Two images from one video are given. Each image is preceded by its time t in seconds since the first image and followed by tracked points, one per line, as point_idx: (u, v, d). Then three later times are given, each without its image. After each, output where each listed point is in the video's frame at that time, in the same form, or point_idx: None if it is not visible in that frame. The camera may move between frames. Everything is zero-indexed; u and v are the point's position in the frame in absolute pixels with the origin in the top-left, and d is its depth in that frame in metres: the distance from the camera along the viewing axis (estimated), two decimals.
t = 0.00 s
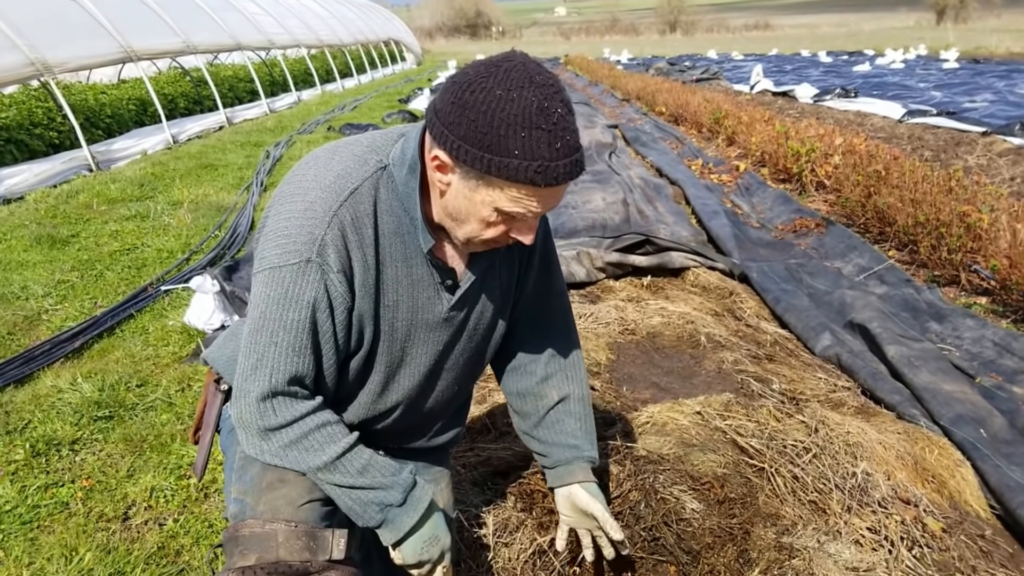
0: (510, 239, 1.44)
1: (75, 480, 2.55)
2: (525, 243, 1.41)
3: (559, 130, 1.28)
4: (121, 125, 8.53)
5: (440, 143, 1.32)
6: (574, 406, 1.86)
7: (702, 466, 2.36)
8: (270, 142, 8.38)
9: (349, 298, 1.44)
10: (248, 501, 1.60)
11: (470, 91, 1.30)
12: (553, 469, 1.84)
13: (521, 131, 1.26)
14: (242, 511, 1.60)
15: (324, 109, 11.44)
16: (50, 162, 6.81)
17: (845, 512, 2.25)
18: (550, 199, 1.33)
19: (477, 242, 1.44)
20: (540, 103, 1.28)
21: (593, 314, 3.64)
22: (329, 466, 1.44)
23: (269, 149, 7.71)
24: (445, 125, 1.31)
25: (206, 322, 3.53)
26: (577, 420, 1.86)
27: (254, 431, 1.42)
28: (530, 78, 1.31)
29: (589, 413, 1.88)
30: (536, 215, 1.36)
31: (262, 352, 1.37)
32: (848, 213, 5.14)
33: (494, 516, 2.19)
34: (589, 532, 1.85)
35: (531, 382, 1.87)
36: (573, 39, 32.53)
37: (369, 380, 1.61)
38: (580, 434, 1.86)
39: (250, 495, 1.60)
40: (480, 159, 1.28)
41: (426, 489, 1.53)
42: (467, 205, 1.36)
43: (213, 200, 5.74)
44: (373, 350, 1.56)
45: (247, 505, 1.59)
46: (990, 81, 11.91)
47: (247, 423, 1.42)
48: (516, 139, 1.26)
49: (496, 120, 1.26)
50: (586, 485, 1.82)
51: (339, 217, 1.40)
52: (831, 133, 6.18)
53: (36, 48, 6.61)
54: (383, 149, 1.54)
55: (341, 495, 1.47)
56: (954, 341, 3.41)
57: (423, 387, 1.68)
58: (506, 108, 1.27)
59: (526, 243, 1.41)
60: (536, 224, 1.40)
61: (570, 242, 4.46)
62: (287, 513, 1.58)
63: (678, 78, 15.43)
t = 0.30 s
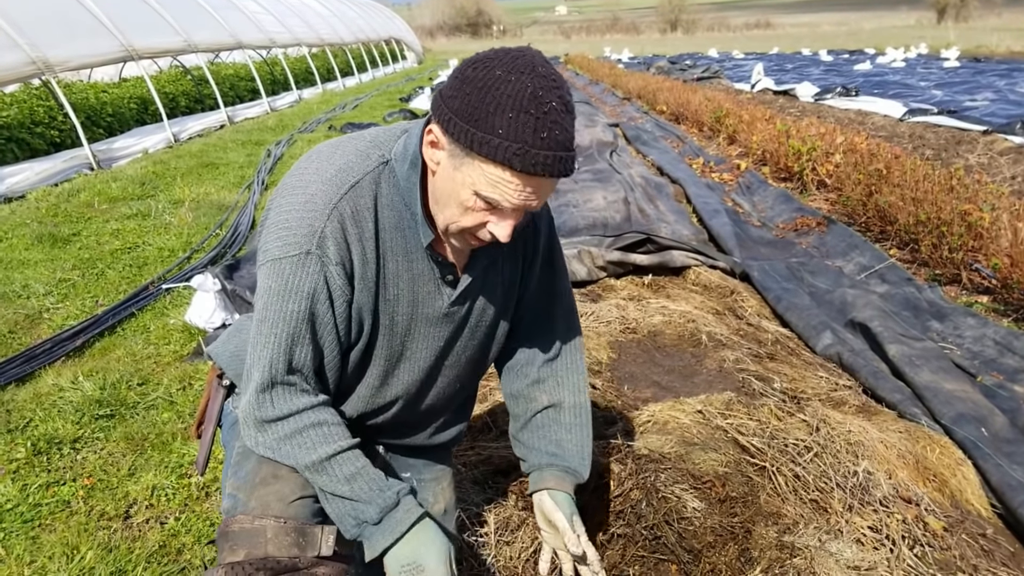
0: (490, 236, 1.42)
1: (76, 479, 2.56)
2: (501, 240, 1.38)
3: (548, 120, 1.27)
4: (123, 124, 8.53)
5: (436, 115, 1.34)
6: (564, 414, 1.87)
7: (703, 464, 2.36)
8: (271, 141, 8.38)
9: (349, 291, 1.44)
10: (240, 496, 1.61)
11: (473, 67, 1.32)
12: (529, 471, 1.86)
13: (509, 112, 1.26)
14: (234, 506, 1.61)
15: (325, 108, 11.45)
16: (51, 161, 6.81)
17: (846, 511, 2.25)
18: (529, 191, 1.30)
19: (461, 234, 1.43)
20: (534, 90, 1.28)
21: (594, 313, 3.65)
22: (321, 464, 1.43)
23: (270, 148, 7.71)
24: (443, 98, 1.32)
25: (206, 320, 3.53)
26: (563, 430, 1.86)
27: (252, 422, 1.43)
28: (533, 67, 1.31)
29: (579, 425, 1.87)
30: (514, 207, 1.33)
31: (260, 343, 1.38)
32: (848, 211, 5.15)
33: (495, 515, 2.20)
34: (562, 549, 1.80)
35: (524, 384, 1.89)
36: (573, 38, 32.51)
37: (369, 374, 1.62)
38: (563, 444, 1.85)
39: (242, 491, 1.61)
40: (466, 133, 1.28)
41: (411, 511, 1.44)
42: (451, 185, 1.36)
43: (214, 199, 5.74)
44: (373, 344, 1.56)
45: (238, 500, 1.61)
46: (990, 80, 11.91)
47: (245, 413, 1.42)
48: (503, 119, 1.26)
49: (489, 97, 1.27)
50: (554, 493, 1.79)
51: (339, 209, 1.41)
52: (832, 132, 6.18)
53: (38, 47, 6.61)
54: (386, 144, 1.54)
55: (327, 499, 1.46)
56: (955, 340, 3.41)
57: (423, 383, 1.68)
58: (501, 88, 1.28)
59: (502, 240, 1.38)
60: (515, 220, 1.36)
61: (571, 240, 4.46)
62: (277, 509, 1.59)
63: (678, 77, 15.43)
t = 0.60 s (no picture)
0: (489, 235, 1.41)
1: (78, 477, 2.56)
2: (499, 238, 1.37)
3: (547, 114, 1.26)
4: (124, 123, 8.54)
5: (437, 109, 1.34)
6: (566, 416, 1.87)
7: (705, 463, 2.36)
8: (272, 139, 8.38)
9: (350, 289, 1.44)
10: (228, 491, 1.64)
11: (476, 62, 1.32)
12: (530, 471, 1.85)
13: (509, 105, 1.26)
14: (222, 501, 1.64)
15: (326, 107, 11.46)
16: (53, 159, 6.82)
17: (848, 510, 2.25)
18: (528, 185, 1.30)
19: (462, 232, 1.43)
20: (534, 85, 1.28)
21: (596, 312, 3.65)
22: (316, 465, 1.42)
23: (272, 147, 7.71)
24: (445, 92, 1.33)
25: (208, 319, 3.54)
26: (565, 430, 1.86)
27: (250, 418, 1.43)
28: (535, 63, 1.31)
29: (581, 425, 1.86)
30: (513, 203, 1.32)
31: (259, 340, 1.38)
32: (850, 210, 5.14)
33: (497, 513, 2.20)
34: (561, 550, 1.81)
35: (525, 384, 1.88)
36: (575, 37, 32.50)
37: (369, 370, 1.61)
38: (564, 443, 1.85)
39: (231, 486, 1.64)
40: (465, 126, 1.28)
41: (383, 533, 1.44)
42: (451, 181, 1.36)
43: (215, 197, 5.75)
44: (373, 341, 1.56)
45: (226, 496, 1.64)
46: (992, 79, 11.90)
47: (243, 409, 1.42)
48: (502, 113, 1.26)
49: (490, 90, 1.28)
50: (554, 494, 1.79)
51: (341, 207, 1.41)
52: (833, 130, 6.18)
53: (39, 46, 6.62)
54: (389, 141, 1.54)
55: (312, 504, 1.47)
56: (957, 339, 3.41)
57: (423, 381, 1.68)
58: (502, 82, 1.28)
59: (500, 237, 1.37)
60: (513, 217, 1.36)
61: (573, 239, 4.46)
62: (263, 505, 1.61)
63: (680, 75, 15.41)
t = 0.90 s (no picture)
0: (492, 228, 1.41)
1: (80, 476, 2.56)
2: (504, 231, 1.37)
3: (545, 106, 1.26)
4: (126, 122, 8.55)
5: (433, 108, 1.34)
6: (568, 411, 1.87)
7: (707, 461, 2.35)
8: (274, 138, 8.38)
9: (350, 287, 1.44)
10: (229, 487, 1.64)
11: (470, 59, 1.32)
12: (534, 469, 1.85)
13: (506, 100, 1.26)
14: (224, 497, 1.64)
15: (328, 106, 11.46)
16: (55, 158, 6.82)
17: (850, 509, 2.25)
18: (530, 177, 1.30)
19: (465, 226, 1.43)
20: (529, 78, 1.27)
21: (598, 310, 3.64)
22: (315, 463, 1.41)
23: (274, 145, 7.71)
24: (440, 91, 1.32)
25: (210, 318, 3.54)
26: (567, 425, 1.86)
27: (250, 417, 1.43)
28: (528, 55, 1.31)
29: (582, 419, 1.87)
30: (516, 195, 1.32)
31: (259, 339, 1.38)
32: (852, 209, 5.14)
33: (499, 512, 2.20)
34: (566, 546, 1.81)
35: (526, 381, 1.88)
36: (577, 35, 32.46)
37: (369, 368, 1.61)
38: (566, 439, 1.85)
39: (232, 482, 1.64)
40: (463, 123, 1.28)
41: (389, 523, 1.43)
42: (451, 178, 1.36)
43: (217, 196, 5.75)
44: (373, 338, 1.56)
45: (228, 492, 1.63)
46: (994, 77, 11.88)
47: (243, 409, 1.43)
48: (501, 107, 1.26)
49: (486, 86, 1.27)
50: (558, 492, 1.79)
51: (339, 206, 1.41)
52: (836, 129, 6.17)
53: (41, 45, 6.62)
54: (387, 140, 1.54)
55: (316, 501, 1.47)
56: (960, 338, 3.40)
57: (424, 379, 1.68)
58: (497, 77, 1.28)
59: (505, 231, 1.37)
60: (516, 210, 1.36)
61: (574, 237, 4.46)
62: (264, 500, 1.61)
63: (682, 74, 15.39)
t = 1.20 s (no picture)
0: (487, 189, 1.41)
1: (83, 474, 2.56)
2: (497, 183, 1.37)
3: (534, 46, 1.33)
4: (128, 121, 8.55)
5: (431, 67, 1.40)
6: (570, 409, 1.86)
7: (709, 460, 2.35)
8: (275, 137, 8.38)
9: (351, 283, 1.44)
10: (232, 482, 1.64)
11: (466, 18, 1.41)
12: (535, 468, 1.85)
13: (498, 39, 1.32)
14: (226, 492, 1.64)
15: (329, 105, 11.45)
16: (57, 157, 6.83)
17: (852, 508, 2.24)
18: (521, 116, 1.32)
19: (460, 191, 1.43)
20: (521, 24, 1.36)
21: (600, 309, 3.64)
22: (318, 458, 1.41)
23: (275, 145, 7.71)
24: (438, 48, 1.40)
25: (212, 317, 3.50)
26: (569, 422, 1.86)
27: (253, 415, 1.43)
28: (522, 13, 1.40)
29: (584, 417, 1.87)
30: (508, 137, 1.34)
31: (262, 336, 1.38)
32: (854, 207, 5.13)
33: (501, 511, 2.20)
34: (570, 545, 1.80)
35: (528, 378, 1.88)
36: (578, 34, 32.39)
37: (369, 364, 1.61)
38: (567, 437, 1.85)
39: (235, 477, 1.64)
40: (457, 65, 1.33)
41: (393, 518, 1.44)
42: (447, 132, 1.39)
43: (219, 195, 5.76)
44: (374, 334, 1.56)
45: (230, 487, 1.63)
46: (997, 76, 11.86)
47: (245, 405, 1.42)
48: (492, 45, 1.32)
49: (480, 31, 1.35)
50: (560, 490, 1.79)
51: (340, 200, 1.41)
52: (838, 128, 6.16)
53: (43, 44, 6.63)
54: (387, 133, 1.55)
55: (319, 496, 1.46)
56: (962, 337, 3.40)
57: (424, 375, 1.68)
58: (490, 25, 1.36)
59: (498, 182, 1.37)
60: (510, 159, 1.37)
61: (576, 236, 4.46)
62: (267, 495, 1.61)
63: (684, 74, 15.37)
